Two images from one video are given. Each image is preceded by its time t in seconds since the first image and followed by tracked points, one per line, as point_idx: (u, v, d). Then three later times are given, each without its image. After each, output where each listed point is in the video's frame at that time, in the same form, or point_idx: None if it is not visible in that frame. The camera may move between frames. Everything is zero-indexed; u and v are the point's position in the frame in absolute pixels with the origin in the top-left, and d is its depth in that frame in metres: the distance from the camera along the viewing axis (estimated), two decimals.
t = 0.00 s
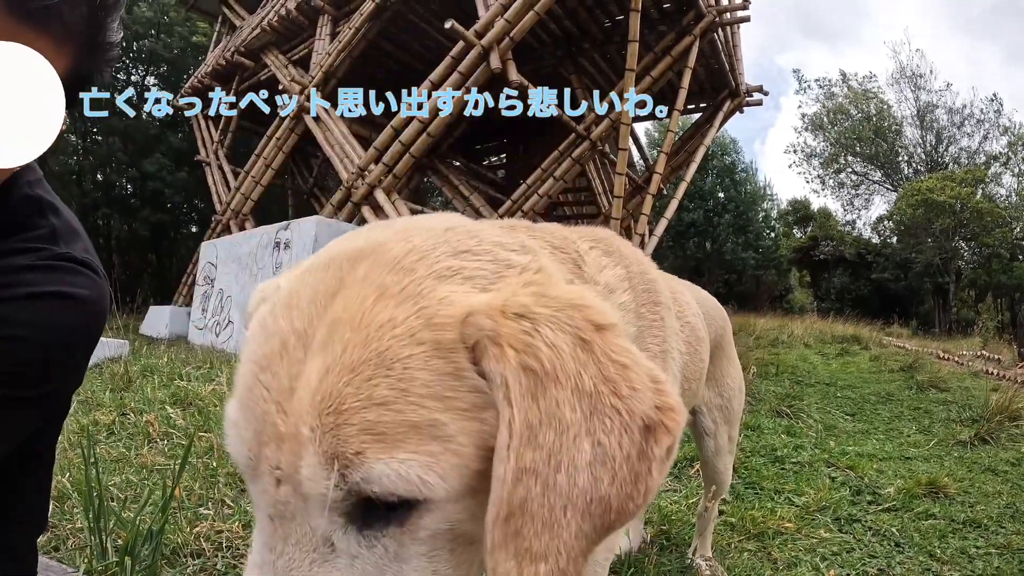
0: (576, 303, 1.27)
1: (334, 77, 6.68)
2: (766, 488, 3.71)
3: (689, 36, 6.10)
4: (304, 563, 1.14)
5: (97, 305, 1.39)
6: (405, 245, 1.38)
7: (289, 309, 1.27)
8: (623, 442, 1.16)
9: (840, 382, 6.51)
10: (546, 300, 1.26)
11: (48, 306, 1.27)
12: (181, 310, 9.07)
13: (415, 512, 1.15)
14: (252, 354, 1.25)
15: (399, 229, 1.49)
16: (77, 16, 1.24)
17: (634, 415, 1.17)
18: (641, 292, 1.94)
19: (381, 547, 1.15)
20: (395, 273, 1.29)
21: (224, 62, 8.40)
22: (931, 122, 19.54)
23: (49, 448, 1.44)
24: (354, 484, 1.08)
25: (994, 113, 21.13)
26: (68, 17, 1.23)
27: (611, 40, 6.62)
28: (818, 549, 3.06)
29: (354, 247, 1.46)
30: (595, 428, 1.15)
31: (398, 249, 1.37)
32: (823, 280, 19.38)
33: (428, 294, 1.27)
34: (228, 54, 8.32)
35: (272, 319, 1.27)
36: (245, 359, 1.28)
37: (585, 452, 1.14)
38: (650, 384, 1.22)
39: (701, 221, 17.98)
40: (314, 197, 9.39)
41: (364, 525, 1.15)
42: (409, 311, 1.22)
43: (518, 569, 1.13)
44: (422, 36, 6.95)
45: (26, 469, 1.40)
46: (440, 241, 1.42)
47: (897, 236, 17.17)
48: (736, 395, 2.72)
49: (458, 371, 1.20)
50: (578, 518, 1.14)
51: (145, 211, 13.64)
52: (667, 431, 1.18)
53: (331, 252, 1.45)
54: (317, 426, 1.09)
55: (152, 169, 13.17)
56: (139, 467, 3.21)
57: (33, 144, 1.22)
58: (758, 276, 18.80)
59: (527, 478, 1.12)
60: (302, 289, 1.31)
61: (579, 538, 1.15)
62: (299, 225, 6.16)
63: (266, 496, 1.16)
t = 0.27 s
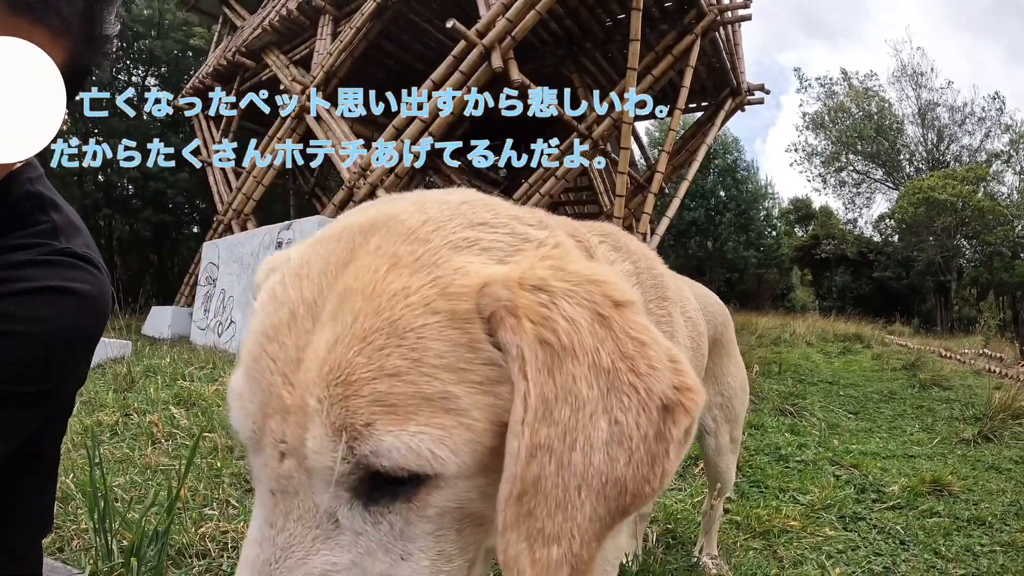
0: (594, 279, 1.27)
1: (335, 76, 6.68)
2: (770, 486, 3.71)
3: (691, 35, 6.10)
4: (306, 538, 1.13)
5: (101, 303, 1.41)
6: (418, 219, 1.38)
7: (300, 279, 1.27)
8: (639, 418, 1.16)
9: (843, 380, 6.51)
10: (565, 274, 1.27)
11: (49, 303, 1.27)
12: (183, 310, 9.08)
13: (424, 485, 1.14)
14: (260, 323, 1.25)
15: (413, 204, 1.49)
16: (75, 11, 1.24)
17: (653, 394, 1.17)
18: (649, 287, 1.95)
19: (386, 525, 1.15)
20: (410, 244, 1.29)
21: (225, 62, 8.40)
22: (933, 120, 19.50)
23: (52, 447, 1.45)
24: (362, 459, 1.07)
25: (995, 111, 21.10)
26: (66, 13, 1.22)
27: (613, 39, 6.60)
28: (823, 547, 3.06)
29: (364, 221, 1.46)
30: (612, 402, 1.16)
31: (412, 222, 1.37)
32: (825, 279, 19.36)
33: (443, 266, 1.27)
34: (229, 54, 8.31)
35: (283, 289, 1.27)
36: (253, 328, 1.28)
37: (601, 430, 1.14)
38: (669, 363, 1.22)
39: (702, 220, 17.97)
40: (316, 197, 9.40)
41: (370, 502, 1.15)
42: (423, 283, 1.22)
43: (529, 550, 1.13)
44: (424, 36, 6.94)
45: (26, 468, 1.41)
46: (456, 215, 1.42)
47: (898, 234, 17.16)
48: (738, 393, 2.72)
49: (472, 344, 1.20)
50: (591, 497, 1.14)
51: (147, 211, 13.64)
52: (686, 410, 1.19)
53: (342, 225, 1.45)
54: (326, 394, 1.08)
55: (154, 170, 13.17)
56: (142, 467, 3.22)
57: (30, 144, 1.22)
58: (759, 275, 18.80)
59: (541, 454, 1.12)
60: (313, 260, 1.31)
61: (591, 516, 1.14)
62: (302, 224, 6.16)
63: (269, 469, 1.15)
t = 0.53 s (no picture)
0: (593, 264, 1.27)
1: (336, 75, 6.66)
2: (773, 485, 3.72)
3: (691, 34, 6.09)
4: (302, 524, 1.14)
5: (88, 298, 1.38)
6: (417, 204, 1.38)
7: (299, 263, 1.28)
8: (639, 403, 1.16)
9: (844, 379, 6.52)
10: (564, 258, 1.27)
11: (37, 288, 1.25)
12: (185, 309, 9.09)
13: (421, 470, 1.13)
14: (259, 308, 1.26)
15: (413, 190, 1.49)
16: None
17: (650, 377, 1.17)
18: (652, 284, 1.95)
19: (381, 510, 1.15)
20: (408, 229, 1.29)
21: (226, 61, 8.39)
22: (934, 119, 19.46)
23: (55, 436, 1.46)
24: (359, 445, 1.07)
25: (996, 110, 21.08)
26: None
27: (614, 38, 6.56)
28: (826, 546, 3.07)
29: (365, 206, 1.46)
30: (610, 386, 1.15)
31: (411, 207, 1.37)
32: (826, 278, 19.35)
33: (441, 250, 1.27)
34: (230, 53, 8.31)
35: (282, 274, 1.28)
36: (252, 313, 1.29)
37: (600, 416, 1.14)
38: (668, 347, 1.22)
39: (703, 218, 17.95)
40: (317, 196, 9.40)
41: (367, 488, 1.15)
42: (420, 266, 1.22)
43: (527, 538, 1.13)
44: (425, 34, 6.93)
45: (28, 455, 1.42)
46: (457, 201, 1.42)
47: (899, 233, 17.15)
48: (740, 393, 2.73)
49: (469, 327, 1.20)
50: (590, 484, 1.14)
51: (148, 210, 13.63)
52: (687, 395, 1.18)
53: (343, 210, 1.45)
54: (322, 379, 1.08)
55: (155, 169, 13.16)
56: (145, 467, 3.23)
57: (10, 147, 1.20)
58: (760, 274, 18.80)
59: (538, 441, 1.12)
60: (312, 246, 1.32)
61: (590, 503, 1.14)
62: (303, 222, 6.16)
63: (267, 456, 1.16)
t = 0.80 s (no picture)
0: (561, 239, 1.28)
1: (337, 72, 6.66)
2: (772, 483, 3.73)
3: (693, 31, 6.08)
4: (278, 499, 1.13)
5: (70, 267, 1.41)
6: (392, 185, 1.39)
7: (275, 245, 1.29)
8: (608, 375, 1.16)
9: (845, 377, 6.52)
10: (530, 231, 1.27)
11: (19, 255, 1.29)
12: (187, 306, 9.11)
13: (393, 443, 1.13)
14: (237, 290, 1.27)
15: (389, 175, 1.50)
16: None
17: (620, 348, 1.17)
18: (643, 280, 1.97)
19: (357, 483, 1.14)
20: (381, 207, 1.30)
21: (227, 58, 8.38)
22: (936, 118, 19.40)
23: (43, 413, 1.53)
24: (330, 415, 1.07)
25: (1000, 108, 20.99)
26: None
27: (616, 35, 6.55)
28: (824, 544, 3.07)
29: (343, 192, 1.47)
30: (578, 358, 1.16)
31: (386, 189, 1.38)
32: (828, 276, 19.31)
33: (412, 226, 1.28)
34: (232, 50, 8.30)
35: (258, 256, 1.29)
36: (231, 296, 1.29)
37: (569, 387, 1.14)
38: (639, 319, 1.22)
39: (705, 216, 17.93)
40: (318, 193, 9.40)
41: (341, 461, 1.14)
42: (391, 242, 1.22)
43: (498, 509, 1.13)
44: (426, 31, 6.92)
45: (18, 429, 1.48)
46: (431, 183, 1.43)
47: (901, 232, 17.14)
48: (739, 393, 2.73)
49: (437, 298, 1.20)
50: (560, 454, 1.14)
51: (151, 207, 13.63)
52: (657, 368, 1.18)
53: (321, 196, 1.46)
54: (293, 351, 1.09)
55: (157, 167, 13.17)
56: (146, 463, 3.24)
57: None
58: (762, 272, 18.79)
59: (506, 410, 1.13)
60: (289, 228, 1.32)
61: (562, 474, 1.15)
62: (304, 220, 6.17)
63: (244, 432, 1.16)
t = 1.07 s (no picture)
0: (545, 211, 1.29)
1: (341, 66, 6.66)
2: (773, 476, 3.73)
3: (699, 24, 6.05)
4: (267, 482, 1.14)
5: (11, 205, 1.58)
6: (376, 163, 1.39)
7: (253, 229, 1.28)
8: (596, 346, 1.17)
9: (849, 371, 6.51)
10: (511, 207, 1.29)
11: None
12: (191, 299, 9.15)
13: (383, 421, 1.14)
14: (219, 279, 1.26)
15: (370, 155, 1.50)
16: None
17: (606, 320, 1.18)
18: (637, 269, 1.98)
19: (346, 464, 1.14)
20: (362, 187, 1.30)
21: (232, 52, 8.38)
22: (943, 112, 19.27)
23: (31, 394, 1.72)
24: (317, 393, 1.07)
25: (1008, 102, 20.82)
26: None
27: (620, 27, 6.52)
28: (824, 538, 3.08)
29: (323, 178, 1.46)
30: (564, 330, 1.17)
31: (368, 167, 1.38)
32: (833, 270, 19.22)
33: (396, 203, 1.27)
34: (236, 44, 8.30)
35: (236, 242, 1.28)
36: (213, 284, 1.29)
37: (557, 357, 1.15)
38: (625, 292, 1.23)
39: (711, 210, 17.87)
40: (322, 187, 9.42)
41: (330, 441, 1.14)
42: (375, 219, 1.23)
43: (488, 485, 1.14)
44: (430, 24, 6.91)
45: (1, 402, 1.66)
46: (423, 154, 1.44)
47: (907, 226, 17.06)
48: (737, 387, 2.73)
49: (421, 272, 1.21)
50: (549, 428, 1.15)
51: (156, 201, 13.65)
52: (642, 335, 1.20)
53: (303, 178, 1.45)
54: (275, 330, 1.08)
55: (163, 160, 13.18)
56: (151, 454, 3.27)
57: None
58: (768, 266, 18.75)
59: (493, 384, 1.13)
60: (269, 212, 1.32)
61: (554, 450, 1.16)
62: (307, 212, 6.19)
63: (231, 416, 1.16)
